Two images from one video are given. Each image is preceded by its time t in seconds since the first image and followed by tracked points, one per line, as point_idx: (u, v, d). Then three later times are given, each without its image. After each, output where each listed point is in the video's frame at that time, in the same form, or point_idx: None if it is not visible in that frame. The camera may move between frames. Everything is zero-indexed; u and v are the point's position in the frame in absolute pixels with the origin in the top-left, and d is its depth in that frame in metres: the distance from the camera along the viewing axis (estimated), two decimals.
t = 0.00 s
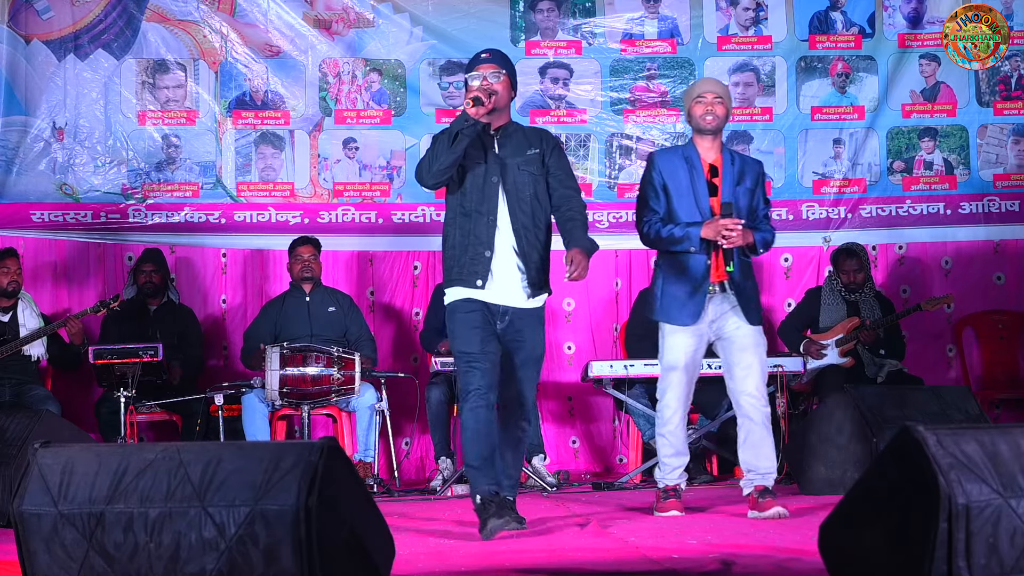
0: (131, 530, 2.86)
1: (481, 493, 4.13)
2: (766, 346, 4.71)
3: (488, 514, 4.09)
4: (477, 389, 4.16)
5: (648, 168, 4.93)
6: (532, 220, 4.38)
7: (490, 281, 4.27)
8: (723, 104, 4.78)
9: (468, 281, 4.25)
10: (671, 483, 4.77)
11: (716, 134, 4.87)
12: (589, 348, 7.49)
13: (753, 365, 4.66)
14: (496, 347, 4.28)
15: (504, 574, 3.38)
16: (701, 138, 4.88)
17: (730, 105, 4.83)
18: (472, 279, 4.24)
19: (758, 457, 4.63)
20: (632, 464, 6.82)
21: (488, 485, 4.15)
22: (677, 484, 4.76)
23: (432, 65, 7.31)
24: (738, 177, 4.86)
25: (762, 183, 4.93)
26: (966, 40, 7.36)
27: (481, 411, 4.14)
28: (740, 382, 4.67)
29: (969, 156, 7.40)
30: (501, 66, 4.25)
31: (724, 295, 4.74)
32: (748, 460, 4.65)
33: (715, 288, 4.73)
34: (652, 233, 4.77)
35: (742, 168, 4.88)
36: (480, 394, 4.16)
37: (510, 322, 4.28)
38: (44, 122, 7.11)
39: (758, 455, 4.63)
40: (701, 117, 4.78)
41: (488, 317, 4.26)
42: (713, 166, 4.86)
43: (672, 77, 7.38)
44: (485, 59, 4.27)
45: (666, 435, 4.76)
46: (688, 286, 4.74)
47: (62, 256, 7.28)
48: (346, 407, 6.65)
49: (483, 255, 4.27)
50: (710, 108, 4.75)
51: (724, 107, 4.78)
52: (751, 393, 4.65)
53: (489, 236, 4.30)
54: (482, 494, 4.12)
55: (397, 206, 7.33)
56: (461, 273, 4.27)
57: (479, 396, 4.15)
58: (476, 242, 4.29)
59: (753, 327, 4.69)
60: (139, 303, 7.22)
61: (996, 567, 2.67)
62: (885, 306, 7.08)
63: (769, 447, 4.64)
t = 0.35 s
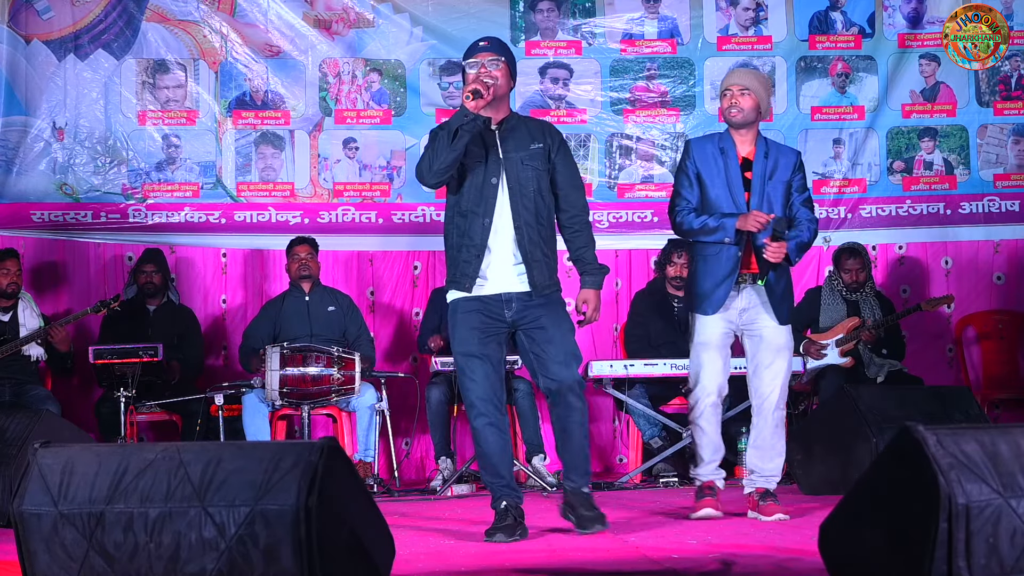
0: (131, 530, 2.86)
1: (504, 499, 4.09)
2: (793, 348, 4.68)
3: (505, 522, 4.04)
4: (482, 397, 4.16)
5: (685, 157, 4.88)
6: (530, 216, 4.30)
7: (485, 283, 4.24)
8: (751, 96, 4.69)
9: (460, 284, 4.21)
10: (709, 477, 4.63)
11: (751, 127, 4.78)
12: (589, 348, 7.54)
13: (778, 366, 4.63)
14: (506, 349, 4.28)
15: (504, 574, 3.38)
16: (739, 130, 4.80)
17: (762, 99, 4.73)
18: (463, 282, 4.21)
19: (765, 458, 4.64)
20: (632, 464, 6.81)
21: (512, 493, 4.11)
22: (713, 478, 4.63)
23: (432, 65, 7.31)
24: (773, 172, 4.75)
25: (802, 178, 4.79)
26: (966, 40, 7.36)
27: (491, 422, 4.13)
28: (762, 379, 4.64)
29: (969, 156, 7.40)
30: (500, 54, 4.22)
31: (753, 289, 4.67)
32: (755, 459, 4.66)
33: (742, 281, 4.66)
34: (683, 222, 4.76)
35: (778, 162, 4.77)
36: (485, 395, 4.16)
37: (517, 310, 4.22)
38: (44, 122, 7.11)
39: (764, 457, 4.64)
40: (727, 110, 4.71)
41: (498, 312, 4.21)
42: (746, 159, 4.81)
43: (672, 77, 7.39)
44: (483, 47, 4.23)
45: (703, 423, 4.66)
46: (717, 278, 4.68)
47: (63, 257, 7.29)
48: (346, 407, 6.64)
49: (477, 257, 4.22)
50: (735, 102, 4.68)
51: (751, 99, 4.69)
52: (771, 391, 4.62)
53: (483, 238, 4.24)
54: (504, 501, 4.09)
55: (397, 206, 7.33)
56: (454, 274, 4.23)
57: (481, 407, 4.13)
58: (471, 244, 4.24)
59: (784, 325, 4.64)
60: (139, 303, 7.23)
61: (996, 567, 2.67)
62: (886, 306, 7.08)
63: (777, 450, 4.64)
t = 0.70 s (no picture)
0: (131, 530, 2.86)
1: (506, 500, 4.11)
2: (799, 350, 4.68)
3: (506, 522, 4.07)
4: (485, 397, 4.16)
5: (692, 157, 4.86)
6: (547, 212, 4.29)
7: (500, 279, 4.22)
8: (755, 98, 4.67)
9: (476, 279, 4.19)
10: (722, 482, 4.61)
11: (759, 128, 4.76)
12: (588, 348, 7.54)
13: (782, 368, 4.64)
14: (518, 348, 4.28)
15: (504, 574, 3.38)
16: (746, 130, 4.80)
17: (770, 100, 4.71)
18: (479, 277, 4.18)
19: (767, 459, 4.65)
20: (632, 464, 6.80)
21: (515, 494, 4.14)
22: (728, 484, 4.60)
23: (432, 65, 7.31)
24: (776, 175, 4.75)
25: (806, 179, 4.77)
26: (966, 40, 7.36)
27: (498, 425, 4.15)
28: (768, 380, 4.65)
29: (969, 156, 7.39)
30: (512, 44, 4.14)
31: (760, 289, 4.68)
32: (757, 460, 4.66)
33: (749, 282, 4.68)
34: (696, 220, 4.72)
35: (783, 165, 4.76)
36: (490, 397, 4.16)
37: (530, 313, 4.21)
38: (44, 122, 7.11)
39: (765, 458, 4.64)
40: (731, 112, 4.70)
41: (507, 311, 4.20)
42: (752, 160, 4.80)
43: (672, 77, 7.39)
44: (496, 37, 4.17)
45: (714, 426, 4.64)
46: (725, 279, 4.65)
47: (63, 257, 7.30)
48: (346, 407, 6.65)
49: (493, 251, 4.21)
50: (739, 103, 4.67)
51: (756, 101, 4.67)
52: (774, 393, 4.63)
53: (498, 232, 4.23)
54: (505, 500, 4.12)
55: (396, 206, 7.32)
56: (469, 268, 4.21)
57: (490, 410, 4.16)
58: (486, 238, 4.23)
59: (790, 327, 4.63)
60: (139, 303, 7.23)
61: (996, 567, 2.67)
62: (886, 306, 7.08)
63: (778, 451, 4.64)
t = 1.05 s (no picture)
0: (131, 530, 2.86)
1: (507, 500, 4.11)
2: (799, 349, 4.68)
3: (508, 521, 4.07)
4: (485, 397, 4.16)
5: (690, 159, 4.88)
6: (556, 213, 4.27)
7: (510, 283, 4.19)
8: (763, 98, 4.67)
9: (487, 283, 4.16)
10: (722, 483, 4.62)
11: (760, 128, 4.76)
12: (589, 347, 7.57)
13: (782, 368, 4.64)
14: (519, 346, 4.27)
15: (504, 574, 3.38)
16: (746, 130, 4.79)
17: (774, 99, 4.71)
18: (486, 274, 4.18)
19: (767, 459, 4.65)
20: (632, 464, 6.81)
21: (517, 494, 4.14)
22: (728, 484, 4.60)
23: (432, 65, 7.31)
24: (773, 172, 4.74)
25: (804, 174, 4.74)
26: (966, 40, 7.36)
27: (500, 425, 4.15)
28: (768, 380, 4.65)
29: (969, 156, 7.39)
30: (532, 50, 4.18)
31: (756, 288, 4.67)
32: (757, 459, 4.67)
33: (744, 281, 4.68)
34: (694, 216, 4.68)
35: (780, 163, 4.75)
36: (490, 397, 4.17)
37: (531, 310, 4.20)
38: (44, 122, 7.11)
39: (766, 457, 4.65)
40: (739, 111, 4.71)
41: (509, 310, 4.19)
42: (750, 159, 4.80)
43: (672, 77, 7.39)
44: (515, 41, 4.16)
45: (714, 426, 4.64)
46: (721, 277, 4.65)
47: (63, 257, 7.34)
48: (346, 407, 6.65)
49: (505, 258, 4.17)
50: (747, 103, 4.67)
51: (763, 100, 4.68)
52: (775, 392, 4.64)
53: (514, 239, 4.18)
54: (507, 501, 4.12)
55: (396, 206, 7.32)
56: (481, 274, 4.17)
57: (492, 411, 4.16)
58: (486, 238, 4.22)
59: (790, 327, 4.62)
60: (139, 303, 7.23)
61: (996, 567, 2.67)
62: (886, 306, 7.08)
63: (779, 451, 4.64)
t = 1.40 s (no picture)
0: (131, 530, 2.86)
1: (508, 500, 4.11)
2: (801, 351, 4.66)
3: (508, 521, 4.07)
4: (490, 395, 4.15)
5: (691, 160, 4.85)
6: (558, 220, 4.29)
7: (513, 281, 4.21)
8: (769, 95, 4.68)
9: (484, 296, 4.18)
10: (721, 483, 4.62)
11: (763, 126, 4.75)
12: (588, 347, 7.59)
13: (785, 368, 4.64)
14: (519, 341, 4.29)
15: (504, 574, 3.38)
16: (749, 129, 4.78)
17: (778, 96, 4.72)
18: (486, 274, 4.19)
19: (767, 459, 4.66)
20: (632, 464, 6.81)
21: (517, 494, 4.13)
22: (727, 484, 4.60)
23: (432, 65, 7.31)
24: (782, 171, 4.73)
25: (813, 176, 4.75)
26: (966, 39, 7.36)
27: (504, 425, 4.14)
28: (770, 380, 4.66)
29: (969, 156, 7.39)
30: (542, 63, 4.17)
31: (759, 289, 4.68)
32: (758, 459, 4.67)
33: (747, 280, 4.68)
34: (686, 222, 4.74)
35: (788, 161, 4.73)
36: (494, 398, 4.15)
37: (534, 303, 4.24)
38: (44, 122, 7.11)
39: (766, 458, 4.65)
40: (745, 108, 4.69)
41: (511, 310, 4.22)
42: (755, 158, 4.78)
43: (672, 77, 7.39)
44: (526, 55, 4.16)
45: (714, 426, 4.63)
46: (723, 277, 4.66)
47: (63, 257, 7.35)
48: (346, 407, 6.65)
49: (503, 271, 4.19)
50: (754, 100, 4.66)
51: (769, 98, 4.68)
52: (777, 393, 4.64)
53: (514, 252, 4.19)
54: (506, 501, 4.11)
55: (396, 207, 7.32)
56: (478, 284, 4.19)
57: (496, 409, 4.14)
58: (486, 238, 4.23)
59: (792, 329, 4.62)
60: (139, 303, 7.23)
61: (996, 567, 2.68)
62: (886, 306, 7.07)
63: (780, 451, 4.65)
